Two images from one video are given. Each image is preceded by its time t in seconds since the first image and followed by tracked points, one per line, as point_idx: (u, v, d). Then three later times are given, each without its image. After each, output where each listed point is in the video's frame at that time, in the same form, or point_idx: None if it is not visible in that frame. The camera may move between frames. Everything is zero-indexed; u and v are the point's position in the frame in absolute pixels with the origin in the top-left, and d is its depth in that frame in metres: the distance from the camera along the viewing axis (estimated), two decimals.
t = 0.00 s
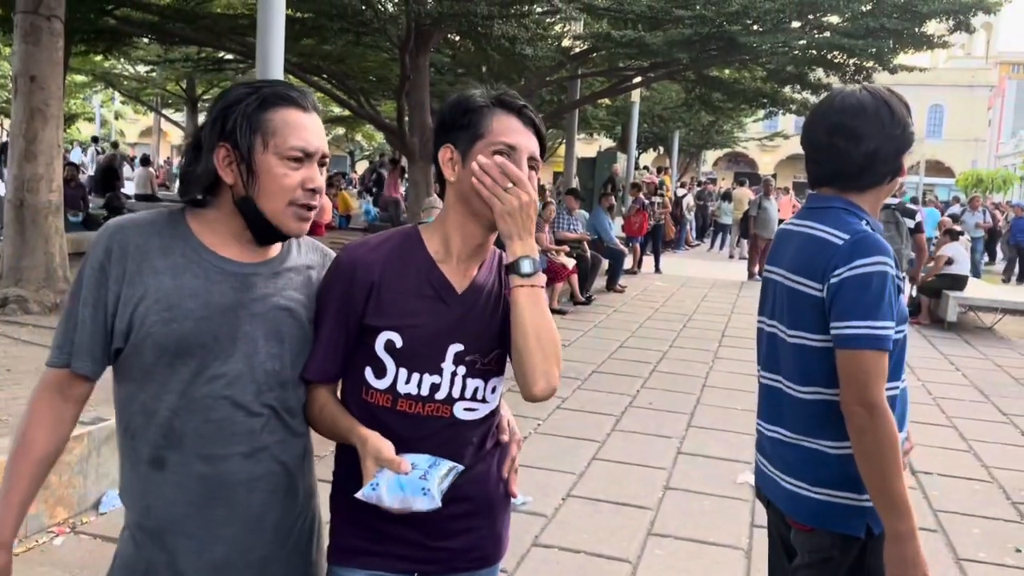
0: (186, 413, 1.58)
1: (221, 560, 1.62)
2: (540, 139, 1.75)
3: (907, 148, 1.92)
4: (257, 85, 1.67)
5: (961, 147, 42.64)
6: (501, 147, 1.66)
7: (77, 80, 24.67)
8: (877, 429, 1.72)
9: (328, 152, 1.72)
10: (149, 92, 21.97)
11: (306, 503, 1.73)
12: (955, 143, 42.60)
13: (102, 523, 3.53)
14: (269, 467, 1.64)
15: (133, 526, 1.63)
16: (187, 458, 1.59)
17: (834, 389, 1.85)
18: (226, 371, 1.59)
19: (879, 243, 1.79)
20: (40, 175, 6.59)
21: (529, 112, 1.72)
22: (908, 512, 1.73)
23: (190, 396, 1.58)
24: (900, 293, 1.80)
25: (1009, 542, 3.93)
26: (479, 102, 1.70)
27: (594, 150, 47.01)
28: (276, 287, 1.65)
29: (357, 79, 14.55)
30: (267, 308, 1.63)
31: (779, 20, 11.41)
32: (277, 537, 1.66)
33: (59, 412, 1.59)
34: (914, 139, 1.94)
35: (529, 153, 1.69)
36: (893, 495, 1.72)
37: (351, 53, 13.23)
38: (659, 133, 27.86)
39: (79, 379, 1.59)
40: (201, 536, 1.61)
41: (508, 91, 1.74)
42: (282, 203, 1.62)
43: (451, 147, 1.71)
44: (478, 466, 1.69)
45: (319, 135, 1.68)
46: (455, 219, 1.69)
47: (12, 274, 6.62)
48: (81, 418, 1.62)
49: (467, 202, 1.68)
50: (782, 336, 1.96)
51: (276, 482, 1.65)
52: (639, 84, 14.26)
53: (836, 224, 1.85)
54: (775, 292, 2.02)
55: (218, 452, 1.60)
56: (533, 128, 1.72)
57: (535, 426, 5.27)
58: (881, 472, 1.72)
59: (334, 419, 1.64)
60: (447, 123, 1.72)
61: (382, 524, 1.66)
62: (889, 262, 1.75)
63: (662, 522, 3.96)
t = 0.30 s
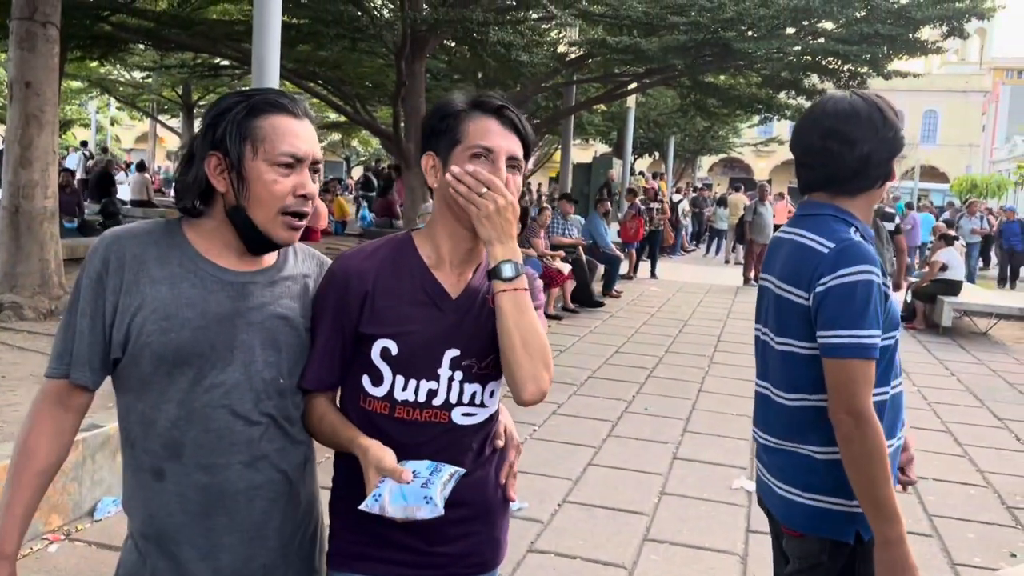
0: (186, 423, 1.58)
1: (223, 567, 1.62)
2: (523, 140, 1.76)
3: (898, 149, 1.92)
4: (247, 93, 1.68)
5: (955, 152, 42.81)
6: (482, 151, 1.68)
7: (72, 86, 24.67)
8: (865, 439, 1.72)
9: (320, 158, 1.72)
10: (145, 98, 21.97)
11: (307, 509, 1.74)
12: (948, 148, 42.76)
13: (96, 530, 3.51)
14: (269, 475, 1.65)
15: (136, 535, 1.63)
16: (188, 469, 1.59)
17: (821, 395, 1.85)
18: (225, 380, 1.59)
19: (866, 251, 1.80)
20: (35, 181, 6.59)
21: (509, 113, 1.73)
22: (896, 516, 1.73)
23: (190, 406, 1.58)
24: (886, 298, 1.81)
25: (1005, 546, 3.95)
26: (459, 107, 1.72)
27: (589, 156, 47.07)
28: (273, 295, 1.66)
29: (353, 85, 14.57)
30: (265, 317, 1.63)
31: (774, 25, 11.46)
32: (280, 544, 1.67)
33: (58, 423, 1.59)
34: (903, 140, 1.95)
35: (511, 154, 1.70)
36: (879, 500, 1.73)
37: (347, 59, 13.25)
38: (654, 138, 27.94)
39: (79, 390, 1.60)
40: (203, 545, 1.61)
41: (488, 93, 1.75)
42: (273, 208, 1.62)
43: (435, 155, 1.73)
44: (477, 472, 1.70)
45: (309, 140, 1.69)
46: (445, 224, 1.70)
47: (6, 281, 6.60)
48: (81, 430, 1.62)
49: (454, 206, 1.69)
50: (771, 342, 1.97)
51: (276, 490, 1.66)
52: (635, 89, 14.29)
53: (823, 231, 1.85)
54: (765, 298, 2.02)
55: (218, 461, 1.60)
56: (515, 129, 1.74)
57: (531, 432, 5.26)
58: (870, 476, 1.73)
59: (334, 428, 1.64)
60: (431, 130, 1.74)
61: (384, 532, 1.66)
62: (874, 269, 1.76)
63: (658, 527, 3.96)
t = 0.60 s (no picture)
0: (189, 429, 1.59)
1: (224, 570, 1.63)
2: (515, 143, 1.77)
3: (880, 145, 1.92)
4: (244, 98, 1.73)
5: (953, 155, 42.86)
6: (473, 154, 1.70)
7: (71, 91, 24.69)
8: (849, 430, 1.73)
9: (307, 159, 1.70)
10: (144, 104, 21.99)
11: (308, 514, 1.75)
12: (946, 151, 42.83)
13: (96, 535, 3.52)
14: (270, 481, 1.65)
15: (137, 540, 1.63)
16: (190, 474, 1.60)
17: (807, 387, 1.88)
18: (227, 386, 1.60)
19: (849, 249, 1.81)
20: (35, 187, 6.60)
21: (500, 115, 1.75)
22: (883, 505, 1.74)
23: (193, 411, 1.59)
24: (871, 293, 1.82)
25: (1004, 549, 3.95)
26: (450, 111, 1.73)
27: (588, 160, 47.08)
28: (276, 300, 1.66)
29: (351, 89, 14.59)
30: (267, 322, 1.64)
31: (771, 29, 11.50)
32: (281, 548, 1.68)
33: (58, 424, 1.60)
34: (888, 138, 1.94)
35: (503, 157, 1.72)
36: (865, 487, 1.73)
37: (345, 64, 13.27)
38: (652, 142, 27.98)
39: (80, 393, 1.60)
40: (205, 550, 1.62)
41: (479, 97, 1.77)
42: (233, 204, 1.63)
43: (427, 161, 1.75)
44: (478, 475, 1.71)
45: (294, 141, 1.68)
46: (441, 227, 1.71)
47: (5, 286, 6.60)
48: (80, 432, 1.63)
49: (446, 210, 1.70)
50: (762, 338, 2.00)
51: (278, 496, 1.66)
52: (632, 94, 14.31)
53: (808, 229, 1.87)
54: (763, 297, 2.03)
55: (220, 466, 1.61)
56: (506, 132, 1.75)
57: (530, 436, 5.27)
58: (854, 464, 1.74)
59: (336, 433, 1.65)
60: (424, 135, 1.76)
61: (385, 536, 1.67)
62: (853, 268, 1.78)
63: (657, 530, 3.97)
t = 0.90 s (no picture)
0: (193, 435, 1.59)
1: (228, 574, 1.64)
2: (513, 143, 1.79)
3: (846, 148, 2.07)
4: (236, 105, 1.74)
5: (954, 156, 42.81)
6: (469, 156, 1.72)
7: (72, 95, 24.70)
8: (789, 412, 1.89)
9: (297, 161, 1.70)
10: (145, 108, 22.00)
11: (311, 519, 1.75)
12: (947, 153, 42.80)
13: (100, 539, 3.53)
14: (273, 486, 1.66)
15: (142, 544, 1.64)
16: (193, 480, 1.61)
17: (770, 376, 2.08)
18: (231, 390, 1.60)
19: (806, 246, 1.98)
20: (37, 191, 6.60)
21: (497, 116, 1.77)
22: (827, 482, 1.86)
23: (196, 416, 1.59)
24: (826, 285, 1.96)
25: (1007, 551, 3.95)
26: (447, 115, 1.76)
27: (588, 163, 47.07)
28: (278, 305, 1.67)
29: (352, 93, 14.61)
30: (270, 326, 1.64)
31: (771, 31, 11.50)
32: (285, 553, 1.69)
33: (63, 430, 1.60)
34: (864, 143, 2.05)
35: (500, 157, 1.73)
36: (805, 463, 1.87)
37: (346, 68, 13.29)
38: (653, 145, 27.99)
39: (85, 398, 1.61)
40: (209, 554, 1.63)
41: (476, 100, 1.79)
42: (220, 208, 1.63)
43: (425, 164, 1.77)
44: (482, 476, 1.71)
45: (280, 141, 1.68)
46: (437, 229, 1.72)
47: (8, 290, 6.61)
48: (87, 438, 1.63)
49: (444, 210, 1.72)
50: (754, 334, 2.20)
51: (281, 501, 1.67)
52: (633, 96, 14.30)
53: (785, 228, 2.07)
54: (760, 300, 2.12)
55: (224, 471, 1.62)
56: (503, 133, 1.77)
57: (533, 438, 5.28)
58: (797, 443, 1.88)
59: (339, 435, 1.66)
60: (422, 138, 1.78)
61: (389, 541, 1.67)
62: (796, 259, 1.95)
63: (660, 533, 3.98)
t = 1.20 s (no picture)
0: (190, 435, 1.58)
1: None
2: (507, 139, 1.78)
3: (836, 152, 2.10)
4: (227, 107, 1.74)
5: (955, 155, 42.73)
6: (461, 153, 1.71)
7: (72, 99, 24.69)
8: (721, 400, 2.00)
9: (289, 163, 1.68)
10: (145, 111, 21.99)
11: (311, 520, 1.74)
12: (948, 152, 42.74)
13: (102, 542, 3.51)
14: (272, 487, 1.65)
15: (140, 547, 1.63)
16: (191, 481, 1.60)
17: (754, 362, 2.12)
18: (226, 392, 1.59)
19: (790, 243, 1.99)
20: (38, 195, 6.59)
21: (489, 113, 1.76)
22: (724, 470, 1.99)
23: (194, 417, 1.58)
24: (803, 284, 1.96)
25: (1012, 550, 3.94)
26: (439, 115, 1.76)
27: (589, 163, 47.03)
28: (274, 305, 1.66)
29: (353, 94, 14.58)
30: (265, 327, 1.63)
31: (772, 31, 11.47)
32: (286, 555, 1.68)
33: (61, 433, 1.59)
34: (850, 145, 2.06)
35: (492, 152, 1.72)
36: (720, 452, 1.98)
37: (347, 70, 13.29)
38: (654, 146, 27.98)
39: (82, 402, 1.60)
40: (207, 556, 1.61)
41: (469, 99, 1.79)
42: (213, 212, 1.62)
43: (421, 171, 1.77)
44: (481, 481, 1.70)
45: (270, 143, 1.66)
46: (436, 234, 1.71)
47: (10, 294, 6.61)
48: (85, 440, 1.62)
49: (438, 212, 1.71)
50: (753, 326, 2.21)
51: (280, 502, 1.66)
52: (634, 96, 14.28)
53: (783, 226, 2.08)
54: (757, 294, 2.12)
55: (221, 473, 1.60)
56: (496, 129, 1.76)
57: (535, 440, 5.26)
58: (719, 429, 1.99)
59: (338, 441, 1.65)
60: (414, 141, 1.78)
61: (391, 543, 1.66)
62: (771, 252, 1.98)
63: (663, 533, 3.97)
